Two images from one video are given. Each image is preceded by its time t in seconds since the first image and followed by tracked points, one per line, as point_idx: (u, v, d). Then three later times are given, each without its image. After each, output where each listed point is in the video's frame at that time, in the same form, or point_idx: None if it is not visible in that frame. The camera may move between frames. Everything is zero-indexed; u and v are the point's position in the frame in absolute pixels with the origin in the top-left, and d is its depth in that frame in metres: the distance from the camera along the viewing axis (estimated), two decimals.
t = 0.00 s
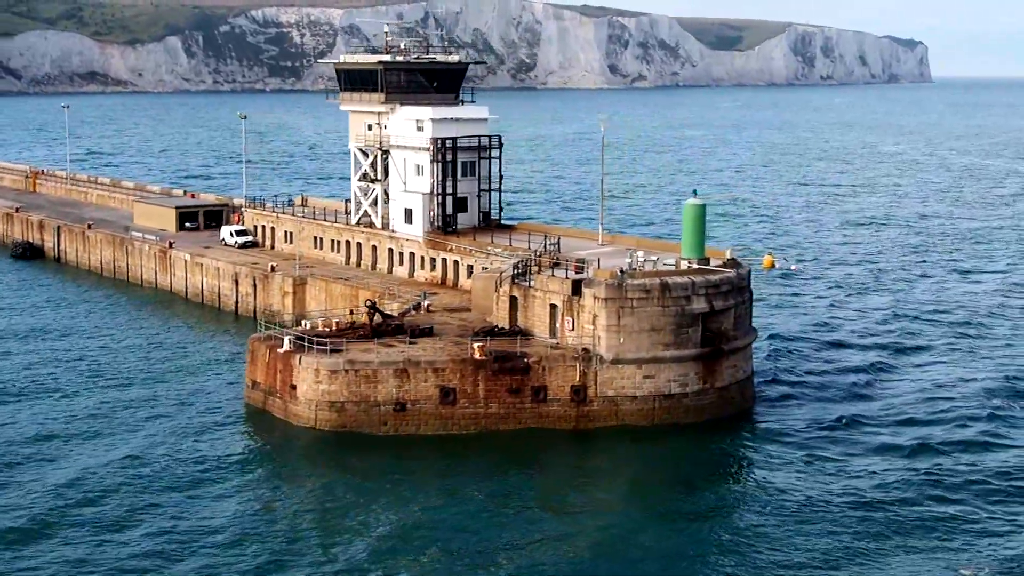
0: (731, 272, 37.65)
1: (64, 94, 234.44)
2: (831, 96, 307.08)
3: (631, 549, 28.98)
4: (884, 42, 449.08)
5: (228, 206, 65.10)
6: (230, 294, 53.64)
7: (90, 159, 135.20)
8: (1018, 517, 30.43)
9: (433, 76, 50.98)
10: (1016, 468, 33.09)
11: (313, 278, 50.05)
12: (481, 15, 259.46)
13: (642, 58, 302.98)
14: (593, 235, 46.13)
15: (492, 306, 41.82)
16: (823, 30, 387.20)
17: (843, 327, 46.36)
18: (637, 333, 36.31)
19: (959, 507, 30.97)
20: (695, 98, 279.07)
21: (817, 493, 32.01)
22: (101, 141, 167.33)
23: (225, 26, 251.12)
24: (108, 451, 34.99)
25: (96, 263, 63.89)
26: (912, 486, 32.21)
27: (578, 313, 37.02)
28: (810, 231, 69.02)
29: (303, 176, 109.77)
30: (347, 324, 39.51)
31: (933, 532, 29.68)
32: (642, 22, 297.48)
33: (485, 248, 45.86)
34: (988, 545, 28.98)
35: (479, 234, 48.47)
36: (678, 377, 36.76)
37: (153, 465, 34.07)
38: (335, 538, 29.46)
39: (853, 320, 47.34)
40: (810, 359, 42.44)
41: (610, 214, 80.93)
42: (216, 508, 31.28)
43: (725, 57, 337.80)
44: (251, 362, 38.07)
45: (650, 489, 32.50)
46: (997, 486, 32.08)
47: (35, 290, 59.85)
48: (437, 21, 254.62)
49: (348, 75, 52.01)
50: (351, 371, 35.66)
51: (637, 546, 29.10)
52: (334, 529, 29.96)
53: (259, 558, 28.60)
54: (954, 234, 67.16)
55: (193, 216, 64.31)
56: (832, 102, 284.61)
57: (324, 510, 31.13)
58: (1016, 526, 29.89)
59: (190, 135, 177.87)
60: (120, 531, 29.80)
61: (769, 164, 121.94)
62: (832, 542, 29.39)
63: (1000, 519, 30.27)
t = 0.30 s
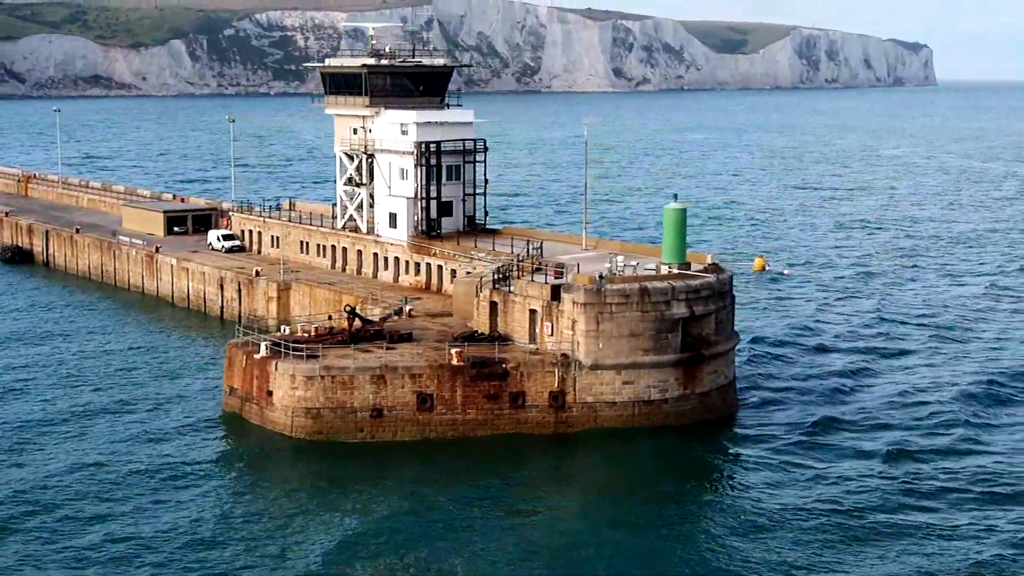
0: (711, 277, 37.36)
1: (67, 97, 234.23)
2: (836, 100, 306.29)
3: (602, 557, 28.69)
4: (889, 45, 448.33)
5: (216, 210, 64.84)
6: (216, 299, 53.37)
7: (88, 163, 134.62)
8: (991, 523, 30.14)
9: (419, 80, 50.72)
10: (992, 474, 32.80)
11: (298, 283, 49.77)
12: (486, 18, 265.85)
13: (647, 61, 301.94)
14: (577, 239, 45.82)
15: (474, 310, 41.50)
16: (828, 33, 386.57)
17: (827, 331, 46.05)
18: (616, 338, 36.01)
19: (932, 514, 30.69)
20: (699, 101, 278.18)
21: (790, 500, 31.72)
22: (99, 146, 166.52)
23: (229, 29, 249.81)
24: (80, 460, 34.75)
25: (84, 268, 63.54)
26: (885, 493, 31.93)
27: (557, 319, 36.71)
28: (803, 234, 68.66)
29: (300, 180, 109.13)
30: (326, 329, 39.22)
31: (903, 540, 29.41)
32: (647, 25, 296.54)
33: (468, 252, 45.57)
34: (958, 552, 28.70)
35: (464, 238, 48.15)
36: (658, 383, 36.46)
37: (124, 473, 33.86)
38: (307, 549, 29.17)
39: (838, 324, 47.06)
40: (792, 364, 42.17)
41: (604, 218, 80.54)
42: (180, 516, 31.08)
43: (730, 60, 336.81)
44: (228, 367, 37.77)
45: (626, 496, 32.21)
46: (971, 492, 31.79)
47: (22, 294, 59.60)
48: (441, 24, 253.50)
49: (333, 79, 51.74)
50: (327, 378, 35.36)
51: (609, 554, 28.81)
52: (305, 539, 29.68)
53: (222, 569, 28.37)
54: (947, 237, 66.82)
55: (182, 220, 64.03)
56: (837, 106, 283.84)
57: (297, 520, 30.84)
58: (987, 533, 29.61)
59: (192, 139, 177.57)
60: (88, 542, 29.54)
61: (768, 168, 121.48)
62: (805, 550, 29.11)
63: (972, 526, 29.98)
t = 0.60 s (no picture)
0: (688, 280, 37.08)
1: (67, 98, 233.86)
2: (838, 102, 305.90)
3: (570, 562, 28.38)
4: (892, 47, 447.92)
5: (201, 211, 64.53)
6: (197, 301, 53.04)
7: (81, 165, 134.06)
8: (959, 528, 29.81)
9: (402, 81, 50.39)
10: (962, 479, 32.48)
11: (279, 285, 49.44)
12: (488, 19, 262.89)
13: (649, 62, 301.05)
14: (558, 242, 45.50)
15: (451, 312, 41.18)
16: (831, 35, 385.96)
17: (807, 335, 45.74)
18: (591, 342, 35.70)
19: (899, 518, 30.40)
20: (700, 102, 277.65)
21: (759, 504, 31.41)
22: (96, 146, 165.85)
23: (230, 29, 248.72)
24: (48, 462, 34.44)
25: (68, 270, 63.18)
26: (854, 498, 31.61)
27: (532, 322, 36.41)
28: (791, 236, 68.33)
29: (294, 181, 108.57)
30: (301, 333, 38.90)
31: (869, 543, 29.11)
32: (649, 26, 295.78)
33: (449, 254, 45.24)
34: (924, 557, 28.40)
35: (445, 240, 47.85)
36: (634, 387, 36.15)
37: (92, 476, 33.55)
38: (271, 553, 28.84)
39: (818, 327, 46.76)
40: (769, 369, 41.87)
41: (595, 220, 80.15)
42: (145, 519, 30.77)
43: (732, 61, 336.26)
44: (202, 371, 37.43)
45: (598, 500, 31.92)
46: (940, 496, 31.49)
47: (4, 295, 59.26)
48: (442, 25, 252.75)
49: (315, 80, 51.40)
50: (299, 382, 35.03)
51: (576, 559, 28.48)
52: (269, 544, 29.36)
53: (181, 572, 28.07)
54: (935, 239, 66.51)
55: (167, 222, 63.71)
56: (838, 107, 283.45)
57: (264, 524, 30.52)
58: (955, 537, 29.31)
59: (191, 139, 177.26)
60: (50, 545, 29.23)
61: (764, 169, 121.13)
62: (773, 554, 28.81)
63: (939, 531, 29.67)
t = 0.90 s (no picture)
0: (663, 283, 36.79)
1: (65, 100, 232.89)
2: (837, 102, 305.67)
3: (534, 567, 28.07)
4: (891, 47, 447.75)
5: (184, 214, 64.19)
6: (176, 305, 52.69)
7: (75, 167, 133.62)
8: (926, 531, 29.53)
9: (382, 83, 50.02)
10: (932, 482, 32.21)
11: (257, 288, 49.09)
12: (487, 20, 262.28)
13: (649, 63, 300.33)
14: (536, 245, 45.22)
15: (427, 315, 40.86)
16: (830, 35, 385.29)
17: (785, 337, 45.47)
18: (563, 345, 35.40)
19: (866, 521, 30.13)
20: (699, 103, 277.33)
21: (727, 508, 31.15)
22: (91, 149, 165.33)
23: (228, 32, 247.86)
24: (14, 468, 34.09)
25: (50, 273, 62.76)
26: (823, 501, 31.34)
27: (505, 325, 36.10)
28: (778, 237, 68.05)
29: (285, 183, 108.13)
30: (273, 336, 38.60)
31: (835, 547, 28.82)
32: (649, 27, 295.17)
33: (426, 257, 44.94)
34: (889, 560, 28.12)
35: (423, 243, 47.50)
36: (607, 391, 35.84)
37: (57, 482, 33.18)
38: (233, 561, 28.49)
39: (796, 329, 46.45)
40: (745, 371, 41.60)
41: (584, 222, 79.86)
42: (108, 525, 30.56)
43: (732, 61, 335.93)
44: (172, 375, 37.08)
45: (568, 504, 31.63)
46: (909, 499, 31.21)
47: None
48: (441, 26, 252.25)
49: (294, 81, 51.04)
50: (268, 387, 34.70)
51: (543, 563, 28.20)
52: (231, 552, 29.02)
53: None
54: (921, 240, 66.28)
55: (149, 224, 63.36)
56: (837, 107, 283.13)
57: (227, 531, 30.17)
58: (921, 540, 29.03)
59: (187, 141, 176.81)
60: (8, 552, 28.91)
61: (756, 170, 120.83)
62: (740, 560, 28.48)
63: (906, 534, 29.39)
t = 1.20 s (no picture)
0: (635, 287, 36.47)
1: (61, 103, 232.53)
2: (833, 103, 305.08)
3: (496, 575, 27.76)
4: (889, 49, 447.13)
5: (165, 217, 63.83)
6: (154, 309, 52.35)
7: (66, 171, 133.31)
8: (895, 535, 29.22)
9: (359, 86, 49.71)
10: (903, 486, 31.91)
11: (233, 292, 48.77)
12: (484, 23, 261.34)
13: (647, 65, 299.39)
14: (510, 248, 44.92)
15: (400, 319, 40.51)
16: (827, 37, 384.60)
17: (763, 342, 45.22)
18: (534, 350, 35.06)
19: (835, 526, 29.81)
20: (696, 105, 276.73)
21: (696, 514, 30.85)
22: (83, 152, 164.90)
23: (224, 35, 247.10)
24: None
25: (29, 276, 62.43)
26: (793, 506, 31.01)
27: (475, 330, 35.76)
28: (763, 241, 67.78)
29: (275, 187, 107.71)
30: (243, 341, 38.27)
31: (803, 553, 28.50)
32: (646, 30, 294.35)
33: (401, 261, 44.62)
34: (857, 566, 27.79)
35: (398, 246, 47.18)
36: (579, 397, 35.50)
37: (21, 493, 32.86)
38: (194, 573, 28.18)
39: (774, 335, 46.19)
40: (720, 376, 41.34)
41: (571, 224, 79.49)
42: (73, 541, 30.19)
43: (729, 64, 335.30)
44: (141, 381, 36.77)
45: (536, 511, 31.32)
46: (879, 504, 30.90)
47: None
48: (438, 29, 251.42)
49: (270, 84, 50.74)
50: (235, 393, 34.39)
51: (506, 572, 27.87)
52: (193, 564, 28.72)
53: None
54: (907, 243, 66.01)
55: (129, 228, 63.01)
56: (833, 109, 282.44)
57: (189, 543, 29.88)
58: (889, 545, 28.71)
59: (180, 143, 176.30)
60: None
61: (749, 172, 120.51)
62: (704, 567, 28.21)
63: (875, 539, 29.06)
